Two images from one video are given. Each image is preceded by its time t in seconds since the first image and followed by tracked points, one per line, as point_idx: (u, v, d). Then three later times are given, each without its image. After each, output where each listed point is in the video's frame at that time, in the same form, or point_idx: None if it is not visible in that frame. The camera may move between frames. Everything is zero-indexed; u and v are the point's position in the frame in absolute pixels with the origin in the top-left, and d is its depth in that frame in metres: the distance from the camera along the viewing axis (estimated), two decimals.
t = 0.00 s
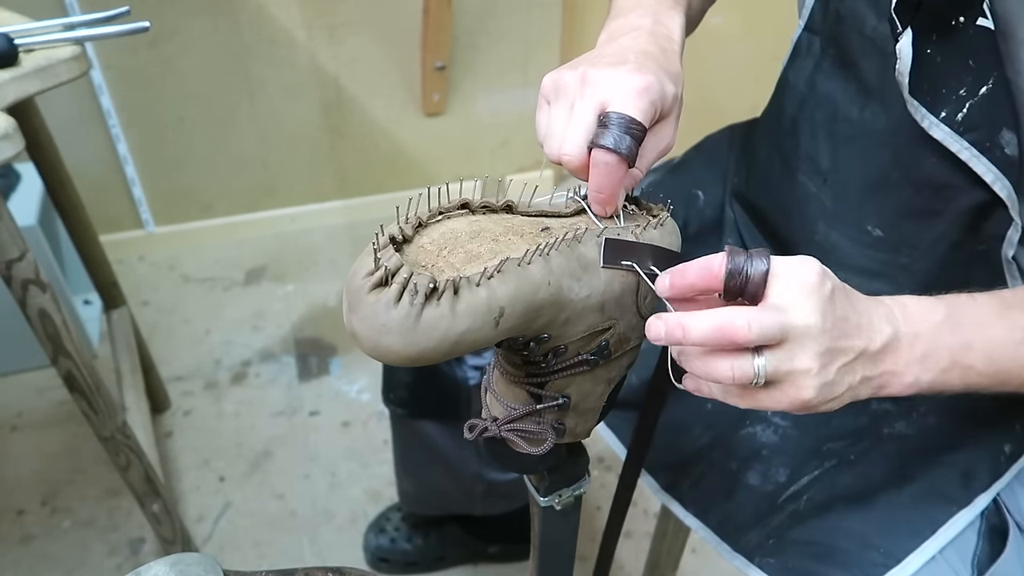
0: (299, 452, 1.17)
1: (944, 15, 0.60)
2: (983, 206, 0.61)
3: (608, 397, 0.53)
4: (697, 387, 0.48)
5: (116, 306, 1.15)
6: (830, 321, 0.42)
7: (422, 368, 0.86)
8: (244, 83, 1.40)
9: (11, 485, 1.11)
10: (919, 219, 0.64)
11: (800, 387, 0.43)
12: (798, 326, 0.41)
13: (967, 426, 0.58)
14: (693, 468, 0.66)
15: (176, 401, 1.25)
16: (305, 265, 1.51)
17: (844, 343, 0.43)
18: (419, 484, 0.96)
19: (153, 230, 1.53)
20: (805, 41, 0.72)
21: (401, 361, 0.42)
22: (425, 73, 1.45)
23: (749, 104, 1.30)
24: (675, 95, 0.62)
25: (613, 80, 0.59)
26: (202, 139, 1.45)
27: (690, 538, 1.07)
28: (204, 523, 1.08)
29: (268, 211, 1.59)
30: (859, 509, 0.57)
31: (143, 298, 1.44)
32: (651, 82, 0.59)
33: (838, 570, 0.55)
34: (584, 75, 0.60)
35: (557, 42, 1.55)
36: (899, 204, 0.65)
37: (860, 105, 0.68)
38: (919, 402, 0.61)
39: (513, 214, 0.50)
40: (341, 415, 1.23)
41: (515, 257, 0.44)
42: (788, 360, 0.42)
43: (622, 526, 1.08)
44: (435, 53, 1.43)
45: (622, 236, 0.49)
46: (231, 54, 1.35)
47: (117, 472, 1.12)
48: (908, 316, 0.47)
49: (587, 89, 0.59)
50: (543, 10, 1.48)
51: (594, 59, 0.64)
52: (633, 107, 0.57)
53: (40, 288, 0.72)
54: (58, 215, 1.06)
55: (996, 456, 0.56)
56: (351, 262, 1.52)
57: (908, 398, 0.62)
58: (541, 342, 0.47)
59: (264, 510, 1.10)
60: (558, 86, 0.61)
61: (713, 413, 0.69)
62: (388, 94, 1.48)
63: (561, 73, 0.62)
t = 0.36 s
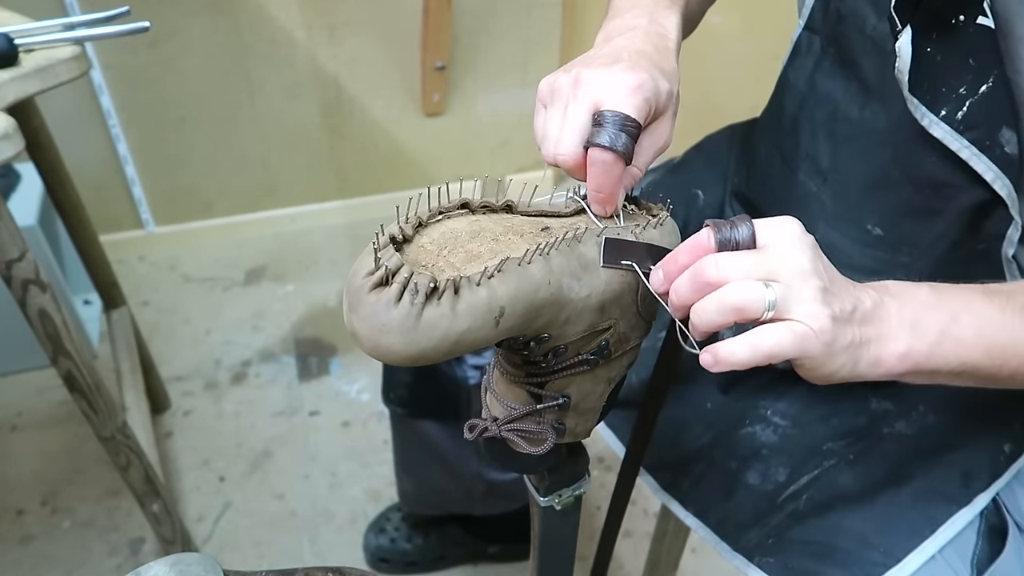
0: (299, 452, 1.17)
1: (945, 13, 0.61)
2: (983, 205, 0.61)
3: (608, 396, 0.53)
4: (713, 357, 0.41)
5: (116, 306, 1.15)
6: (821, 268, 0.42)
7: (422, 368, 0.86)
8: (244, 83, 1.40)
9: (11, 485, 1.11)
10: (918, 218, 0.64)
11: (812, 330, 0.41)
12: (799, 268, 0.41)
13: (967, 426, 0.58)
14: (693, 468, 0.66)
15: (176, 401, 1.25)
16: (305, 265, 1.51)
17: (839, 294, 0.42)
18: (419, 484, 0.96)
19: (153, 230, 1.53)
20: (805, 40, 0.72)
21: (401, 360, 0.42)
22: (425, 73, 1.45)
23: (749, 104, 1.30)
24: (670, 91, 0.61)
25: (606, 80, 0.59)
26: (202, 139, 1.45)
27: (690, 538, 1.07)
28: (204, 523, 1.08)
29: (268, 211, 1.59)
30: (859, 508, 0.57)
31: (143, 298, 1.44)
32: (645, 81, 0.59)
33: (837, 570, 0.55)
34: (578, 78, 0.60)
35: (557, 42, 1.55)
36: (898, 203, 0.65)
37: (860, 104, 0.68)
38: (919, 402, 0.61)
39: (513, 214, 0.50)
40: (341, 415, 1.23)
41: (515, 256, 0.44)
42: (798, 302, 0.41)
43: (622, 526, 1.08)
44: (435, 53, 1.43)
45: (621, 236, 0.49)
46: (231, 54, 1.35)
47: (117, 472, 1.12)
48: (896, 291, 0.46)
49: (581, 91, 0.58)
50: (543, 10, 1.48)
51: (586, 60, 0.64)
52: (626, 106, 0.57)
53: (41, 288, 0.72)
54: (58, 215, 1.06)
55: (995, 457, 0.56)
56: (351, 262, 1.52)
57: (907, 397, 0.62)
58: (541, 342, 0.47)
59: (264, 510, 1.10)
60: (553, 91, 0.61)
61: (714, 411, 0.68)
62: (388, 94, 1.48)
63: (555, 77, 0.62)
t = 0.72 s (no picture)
0: (299, 452, 1.17)
1: (945, 12, 0.60)
2: (984, 203, 0.61)
3: (608, 397, 0.53)
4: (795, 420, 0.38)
5: (116, 306, 1.15)
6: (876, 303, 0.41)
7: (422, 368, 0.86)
8: (244, 83, 1.40)
9: (11, 485, 1.11)
10: (919, 217, 0.64)
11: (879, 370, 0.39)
12: (853, 304, 0.40)
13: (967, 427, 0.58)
14: (693, 468, 0.66)
15: (176, 401, 1.25)
16: (305, 265, 1.51)
17: (899, 323, 0.41)
18: (418, 483, 0.96)
19: (153, 230, 1.53)
20: (803, 41, 0.72)
21: (399, 359, 0.42)
22: (425, 73, 1.45)
23: (749, 104, 1.30)
24: (653, 86, 0.63)
25: (586, 84, 0.60)
26: (202, 139, 1.45)
27: (690, 538, 1.07)
28: (204, 523, 1.08)
29: (268, 211, 1.59)
30: (859, 509, 0.57)
31: (143, 298, 1.44)
32: (624, 77, 0.60)
33: (837, 570, 0.55)
34: (560, 86, 0.62)
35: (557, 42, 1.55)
36: (898, 202, 0.65)
37: (859, 103, 0.68)
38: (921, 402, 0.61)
39: (512, 214, 0.50)
40: (341, 415, 1.23)
41: (514, 257, 0.44)
42: (864, 342, 0.39)
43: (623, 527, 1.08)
44: (435, 53, 1.43)
45: (622, 237, 0.49)
46: (231, 54, 1.35)
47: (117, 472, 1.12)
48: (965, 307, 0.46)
49: (564, 97, 0.60)
50: (543, 10, 1.48)
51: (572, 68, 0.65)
52: (609, 104, 0.57)
53: (40, 288, 0.72)
54: (58, 215, 1.06)
55: (995, 458, 0.56)
56: (351, 262, 1.52)
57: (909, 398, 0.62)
58: (540, 342, 0.47)
59: (264, 510, 1.09)
60: (541, 104, 0.63)
61: (714, 412, 0.68)
62: (388, 94, 1.48)
63: (542, 91, 0.64)
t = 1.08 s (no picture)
0: (299, 452, 1.17)
1: (946, 4, 0.61)
2: (985, 197, 0.61)
3: (608, 396, 0.53)
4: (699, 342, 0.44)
5: (116, 306, 1.15)
6: (787, 234, 0.44)
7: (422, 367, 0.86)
8: (244, 83, 1.40)
9: (11, 485, 1.11)
10: (919, 213, 0.64)
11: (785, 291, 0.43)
12: (758, 239, 0.43)
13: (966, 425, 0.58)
14: (693, 467, 0.66)
15: (175, 401, 1.25)
16: (305, 266, 1.51)
17: (809, 249, 0.44)
18: (418, 483, 0.96)
19: (153, 230, 1.53)
20: (801, 39, 0.73)
21: (398, 360, 0.42)
22: (426, 73, 1.45)
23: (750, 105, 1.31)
24: (658, 89, 0.63)
25: (592, 85, 0.60)
26: (202, 139, 1.45)
27: (690, 538, 1.07)
28: (204, 523, 1.08)
29: (268, 211, 1.59)
30: (860, 506, 0.57)
31: (143, 298, 1.44)
32: (628, 79, 0.61)
33: (838, 569, 0.55)
34: (565, 87, 0.62)
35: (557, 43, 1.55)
36: (896, 197, 0.65)
37: (859, 100, 0.68)
38: (920, 400, 0.61)
39: (511, 214, 0.50)
40: (341, 415, 1.23)
41: (513, 256, 0.44)
42: (757, 272, 0.43)
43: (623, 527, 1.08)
44: (435, 53, 1.43)
45: (622, 235, 0.49)
46: (231, 55, 1.35)
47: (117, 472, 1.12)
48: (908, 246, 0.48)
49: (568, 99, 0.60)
50: (543, 10, 1.48)
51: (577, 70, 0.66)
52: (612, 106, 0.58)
53: (41, 288, 0.72)
54: (59, 215, 1.06)
55: (996, 453, 0.57)
56: (351, 262, 1.52)
57: (909, 397, 0.62)
58: (540, 341, 0.47)
59: (264, 509, 1.10)
60: (545, 105, 0.63)
61: (714, 410, 0.68)
62: (389, 94, 1.49)
63: (547, 93, 0.64)
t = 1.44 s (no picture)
0: (299, 452, 1.17)
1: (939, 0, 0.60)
2: (978, 194, 0.61)
3: (611, 393, 0.54)
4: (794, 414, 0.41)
5: (116, 306, 1.15)
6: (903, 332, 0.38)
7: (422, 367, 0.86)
8: (244, 84, 1.40)
9: (11, 485, 1.11)
10: (914, 210, 0.64)
11: (887, 405, 0.39)
12: (870, 336, 0.38)
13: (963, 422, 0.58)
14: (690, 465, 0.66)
15: (175, 401, 1.25)
16: (305, 266, 1.51)
17: (915, 351, 0.39)
18: (419, 484, 0.96)
19: (153, 230, 1.53)
20: (795, 39, 0.73)
21: (417, 362, 0.42)
22: (426, 73, 1.45)
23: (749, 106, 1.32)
24: (648, 88, 0.63)
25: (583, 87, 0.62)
26: (202, 139, 1.45)
27: (690, 538, 1.07)
28: (204, 523, 1.08)
29: (268, 211, 1.59)
30: (857, 506, 0.57)
31: (143, 298, 1.44)
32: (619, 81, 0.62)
33: (831, 568, 0.56)
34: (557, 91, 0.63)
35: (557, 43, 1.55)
36: (891, 195, 0.65)
37: (851, 98, 0.67)
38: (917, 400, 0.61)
39: (515, 214, 0.50)
40: (341, 415, 1.23)
41: (525, 255, 0.44)
42: (862, 379, 0.38)
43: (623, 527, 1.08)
44: (435, 53, 1.43)
45: (623, 234, 0.49)
46: (231, 55, 1.35)
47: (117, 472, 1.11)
48: (968, 336, 0.44)
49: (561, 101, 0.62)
50: (543, 10, 1.48)
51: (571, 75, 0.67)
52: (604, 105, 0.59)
53: (41, 288, 0.72)
54: (59, 215, 1.06)
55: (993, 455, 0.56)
56: (351, 262, 1.52)
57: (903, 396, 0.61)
58: (548, 341, 0.47)
59: (264, 509, 1.10)
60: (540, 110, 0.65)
61: (714, 409, 0.68)
62: (389, 94, 1.49)
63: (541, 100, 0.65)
